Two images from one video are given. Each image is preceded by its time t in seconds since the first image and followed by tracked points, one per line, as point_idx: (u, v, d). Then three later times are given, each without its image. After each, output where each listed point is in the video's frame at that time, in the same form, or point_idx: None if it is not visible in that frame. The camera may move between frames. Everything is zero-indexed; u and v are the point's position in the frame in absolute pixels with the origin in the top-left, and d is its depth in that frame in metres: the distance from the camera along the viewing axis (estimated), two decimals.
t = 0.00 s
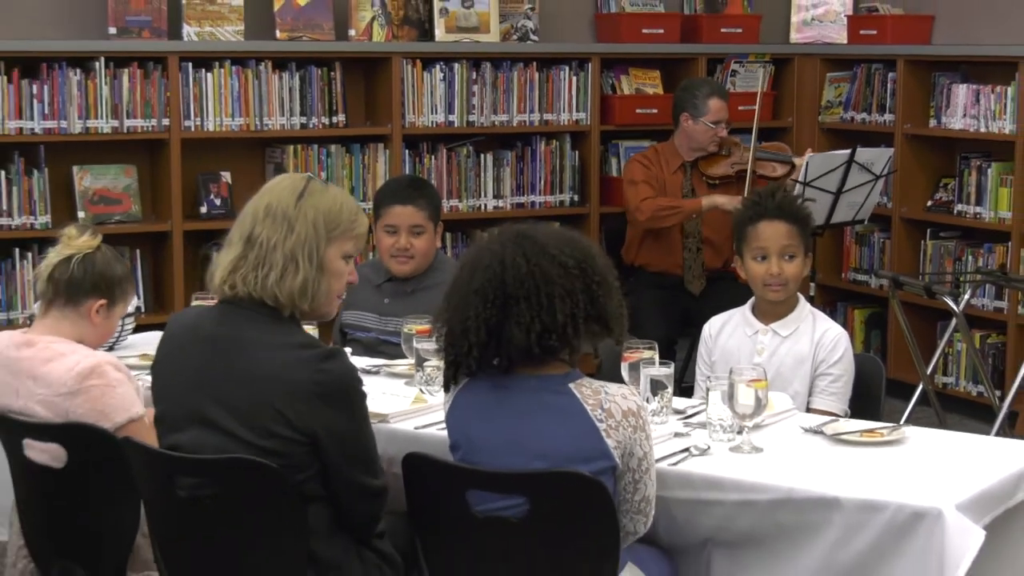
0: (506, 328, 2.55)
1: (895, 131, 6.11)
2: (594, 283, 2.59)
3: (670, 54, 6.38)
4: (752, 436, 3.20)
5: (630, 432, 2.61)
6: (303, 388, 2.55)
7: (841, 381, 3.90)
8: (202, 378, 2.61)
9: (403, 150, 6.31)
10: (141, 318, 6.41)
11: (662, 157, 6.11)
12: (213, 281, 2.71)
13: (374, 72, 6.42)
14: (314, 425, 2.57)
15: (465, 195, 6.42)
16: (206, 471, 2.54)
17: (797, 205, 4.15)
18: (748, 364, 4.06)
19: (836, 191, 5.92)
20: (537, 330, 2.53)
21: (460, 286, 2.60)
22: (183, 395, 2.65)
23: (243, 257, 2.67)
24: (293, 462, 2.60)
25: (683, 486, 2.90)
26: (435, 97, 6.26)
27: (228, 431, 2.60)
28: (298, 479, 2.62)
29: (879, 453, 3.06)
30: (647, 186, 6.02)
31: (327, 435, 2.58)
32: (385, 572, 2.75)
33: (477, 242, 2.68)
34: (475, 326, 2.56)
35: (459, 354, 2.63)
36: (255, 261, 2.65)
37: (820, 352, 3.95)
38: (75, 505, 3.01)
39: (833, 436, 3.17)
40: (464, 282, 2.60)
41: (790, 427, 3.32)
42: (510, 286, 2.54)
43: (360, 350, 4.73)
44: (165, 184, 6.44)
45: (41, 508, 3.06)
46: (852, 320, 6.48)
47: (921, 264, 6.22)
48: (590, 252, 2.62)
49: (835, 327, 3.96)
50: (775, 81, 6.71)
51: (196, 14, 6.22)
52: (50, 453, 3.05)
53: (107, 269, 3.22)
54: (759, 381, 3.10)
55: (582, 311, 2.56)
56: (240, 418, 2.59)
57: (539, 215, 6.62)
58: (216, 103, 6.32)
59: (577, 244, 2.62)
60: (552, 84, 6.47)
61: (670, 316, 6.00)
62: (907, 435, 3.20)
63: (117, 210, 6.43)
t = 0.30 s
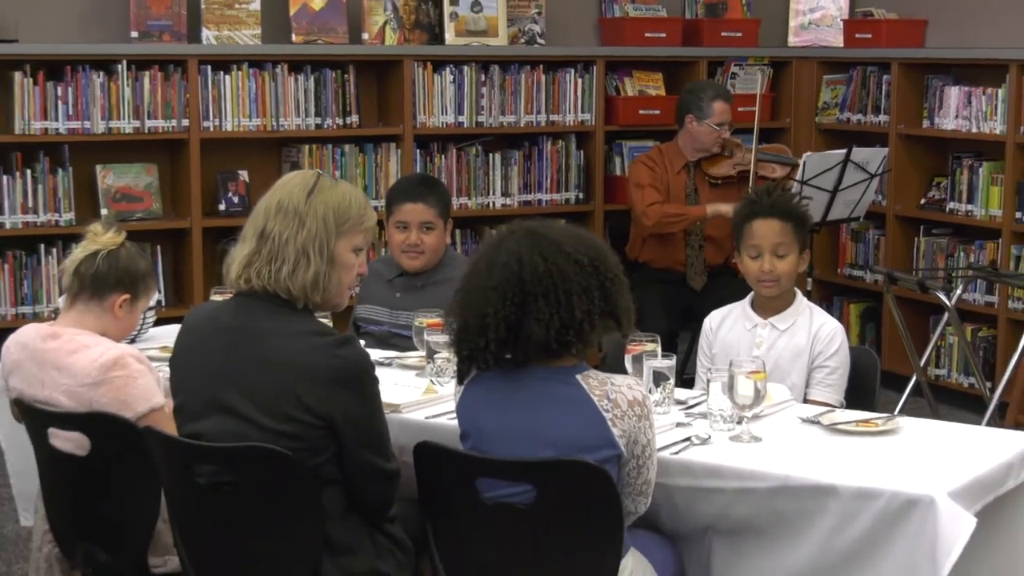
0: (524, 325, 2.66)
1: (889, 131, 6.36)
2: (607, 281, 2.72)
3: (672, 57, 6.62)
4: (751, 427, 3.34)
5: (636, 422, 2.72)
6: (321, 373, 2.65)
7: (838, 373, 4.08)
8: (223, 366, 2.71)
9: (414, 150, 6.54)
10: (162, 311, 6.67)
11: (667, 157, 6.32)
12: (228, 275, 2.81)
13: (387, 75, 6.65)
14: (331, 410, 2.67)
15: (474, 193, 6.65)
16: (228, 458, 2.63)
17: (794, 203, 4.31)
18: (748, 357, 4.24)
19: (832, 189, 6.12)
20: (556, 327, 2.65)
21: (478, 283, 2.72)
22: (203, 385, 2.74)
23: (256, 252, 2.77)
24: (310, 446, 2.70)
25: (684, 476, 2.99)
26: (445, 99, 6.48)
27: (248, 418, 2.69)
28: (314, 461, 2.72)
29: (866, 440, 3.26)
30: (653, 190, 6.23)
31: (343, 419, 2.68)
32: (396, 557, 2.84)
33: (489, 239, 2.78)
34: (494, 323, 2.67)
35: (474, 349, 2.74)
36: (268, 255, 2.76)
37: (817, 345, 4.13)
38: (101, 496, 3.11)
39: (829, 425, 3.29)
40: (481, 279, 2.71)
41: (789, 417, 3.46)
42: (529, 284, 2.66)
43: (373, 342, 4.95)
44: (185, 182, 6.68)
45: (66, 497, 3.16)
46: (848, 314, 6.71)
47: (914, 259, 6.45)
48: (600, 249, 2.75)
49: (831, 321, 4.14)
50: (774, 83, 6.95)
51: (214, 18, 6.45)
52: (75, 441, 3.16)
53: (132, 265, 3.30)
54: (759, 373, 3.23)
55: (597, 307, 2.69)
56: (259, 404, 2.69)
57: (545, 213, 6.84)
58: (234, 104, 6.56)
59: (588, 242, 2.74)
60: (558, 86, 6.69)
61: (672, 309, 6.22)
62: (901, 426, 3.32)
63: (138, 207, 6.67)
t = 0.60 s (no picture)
0: (542, 326, 2.75)
1: (885, 132, 6.59)
2: (617, 279, 2.83)
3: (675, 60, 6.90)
4: (750, 417, 3.45)
5: (639, 412, 2.81)
6: (334, 357, 2.80)
7: (835, 365, 4.17)
8: (242, 352, 2.86)
9: (426, 150, 6.79)
10: (183, 305, 6.92)
11: (669, 158, 6.55)
12: (239, 273, 2.95)
13: (399, 77, 6.90)
14: (344, 392, 2.82)
15: (482, 191, 6.89)
16: (250, 446, 2.77)
17: (792, 203, 4.42)
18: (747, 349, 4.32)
19: (829, 188, 6.33)
20: (572, 327, 2.75)
21: (493, 283, 2.79)
22: (221, 372, 2.90)
23: (265, 251, 2.91)
24: (325, 427, 2.85)
25: (686, 464, 3.07)
26: (455, 100, 6.71)
27: (266, 403, 2.85)
28: (328, 441, 2.87)
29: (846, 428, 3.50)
30: (650, 198, 6.47)
31: (357, 401, 2.83)
32: (408, 541, 3.01)
33: (498, 237, 2.86)
34: (513, 324, 2.75)
35: (489, 346, 2.82)
36: (276, 254, 2.89)
37: (815, 338, 4.21)
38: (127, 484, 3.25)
39: (825, 417, 3.40)
40: (496, 280, 2.79)
41: (787, 409, 3.56)
42: (545, 286, 2.74)
43: (386, 335, 5.20)
44: (205, 181, 6.93)
45: (92, 484, 3.28)
46: (845, 309, 6.96)
47: (908, 255, 6.70)
48: (608, 247, 2.85)
49: (829, 315, 4.21)
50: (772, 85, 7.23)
51: (233, 23, 6.70)
52: (98, 430, 3.32)
53: (153, 260, 3.46)
54: (758, 366, 3.35)
55: (609, 305, 2.79)
56: (276, 389, 2.84)
57: (552, 210, 7.08)
58: (252, 105, 6.80)
59: (597, 241, 2.83)
60: (564, 88, 6.93)
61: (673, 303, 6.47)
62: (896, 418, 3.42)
63: (160, 204, 6.92)
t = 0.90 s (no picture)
0: (554, 319, 2.90)
1: (881, 130, 6.84)
2: (625, 274, 2.99)
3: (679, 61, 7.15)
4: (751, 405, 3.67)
5: (644, 401, 2.96)
6: (343, 334, 2.96)
7: (833, 357, 4.38)
8: (257, 334, 3.03)
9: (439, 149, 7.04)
10: (204, 297, 7.18)
11: (669, 157, 6.79)
12: (253, 265, 3.14)
13: (412, 78, 7.16)
14: (354, 367, 2.98)
15: (492, 187, 7.14)
16: (271, 431, 2.93)
17: (793, 200, 4.64)
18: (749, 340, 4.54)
19: (827, 184, 6.55)
20: (583, 320, 2.90)
21: (505, 277, 2.95)
22: (236, 356, 3.06)
23: (270, 242, 3.09)
24: (336, 402, 3.02)
25: (690, 450, 3.25)
26: (467, 100, 6.95)
27: (281, 383, 3.01)
28: (340, 417, 3.04)
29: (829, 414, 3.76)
30: (644, 201, 6.71)
31: (366, 377, 2.99)
32: (421, 525, 3.17)
33: (509, 234, 3.02)
34: (526, 317, 2.90)
35: (501, 338, 2.96)
36: (277, 243, 3.07)
37: (814, 330, 4.43)
38: (151, 471, 3.46)
39: (824, 405, 3.59)
40: (508, 274, 2.94)
41: (787, 397, 3.79)
42: (557, 280, 2.90)
43: (400, 326, 5.45)
44: (226, 177, 7.19)
45: (115, 470, 3.51)
46: (842, 302, 7.22)
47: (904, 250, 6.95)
48: (615, 243, 3.00)
49: (828, 308, 4.44)
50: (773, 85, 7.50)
51: (253, 25, 6.96)
52: (123, 418, 3.52)
53: (170, 251, 3.69)
54: (758, 356, 3.57)
55: (617, 298, 2.95)
56: (290, 368, 3.00)
57: (560, 206, 7.33)
58: (271, 105, 7.06)
59: (605, 238, 2.99)
60: (572, 88, 7.18)
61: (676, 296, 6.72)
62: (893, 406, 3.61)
63: (181, 201, 7.18)
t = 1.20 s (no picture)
0: (582, 319, 2.98)
1: (876, 131, 7.10)
2: (639, 270, 3.07)
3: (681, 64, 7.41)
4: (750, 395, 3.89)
5: (647, 393, 3.05)
6: (349, 325, 3.20)
7: (830, 349, 4.62)
8: (271, 326, 3.27)
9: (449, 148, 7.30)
10: (223, 292, 7.46)
11: (674, 155, 7.05)
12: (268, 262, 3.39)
13: (424, 79, 7.41)
14: (359, 357, 3.21)
15: (501, 185, 7.39)
16: (288, 421, 3.16)
17: (791, 199, 4.88)
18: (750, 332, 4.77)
19: (825, 183, 6.77)
20: (607, 318, 2.99)
21: (532, 277, 2.97)
22: (251, 348, 3.31)
23: (283, 240, 3.34)
24: (343, 390, 3.25)
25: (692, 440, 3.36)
26: (477, 101, 7.20)
27: (292, 372, 3.25)
28: (349, 404, 3.27)
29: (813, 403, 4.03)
30: (644, 198, 7.00)
31: (372, 366, 3.23)
32: (431, 509, 3.41)
33: (526, 230, 3.03)
34: (558, 318, 2.96)
35: (526, 335, 3.01)
36: (290, 241, 3.31)
37: (812, 323, 4.66)
38: (172, 462, 3.70)
39: (821, 396, 3.79)
40: (536, 274, 2.97)
41: (784, 388, 4.03)
42: (585, 281, 2.96)
43: (412, 319, 5.71)
44: (245, 175, 7.46)
45: (137, 458, 3.75)
46: (839, 296, 7.48)
47: (898, 246, 7.20)
48: (626, 239, 3.07)
49: (825, 302, 4.68)
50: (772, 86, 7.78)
51: (270, 29, 7.22)
52: (146, 407, 3.76)
53: (180, 243, 3.93)
54: (758, 348, 3.79)
55: (635, 295, 3.04)
56: (300, 357, 3.24)
57: (566, 204, 7.59)
58: (288, 106, 7.32)
59: (618, 234, 3.05)
60: (578, 90, 7.44)
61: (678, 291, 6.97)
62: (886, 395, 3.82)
63: (201, 198, 7.45)
